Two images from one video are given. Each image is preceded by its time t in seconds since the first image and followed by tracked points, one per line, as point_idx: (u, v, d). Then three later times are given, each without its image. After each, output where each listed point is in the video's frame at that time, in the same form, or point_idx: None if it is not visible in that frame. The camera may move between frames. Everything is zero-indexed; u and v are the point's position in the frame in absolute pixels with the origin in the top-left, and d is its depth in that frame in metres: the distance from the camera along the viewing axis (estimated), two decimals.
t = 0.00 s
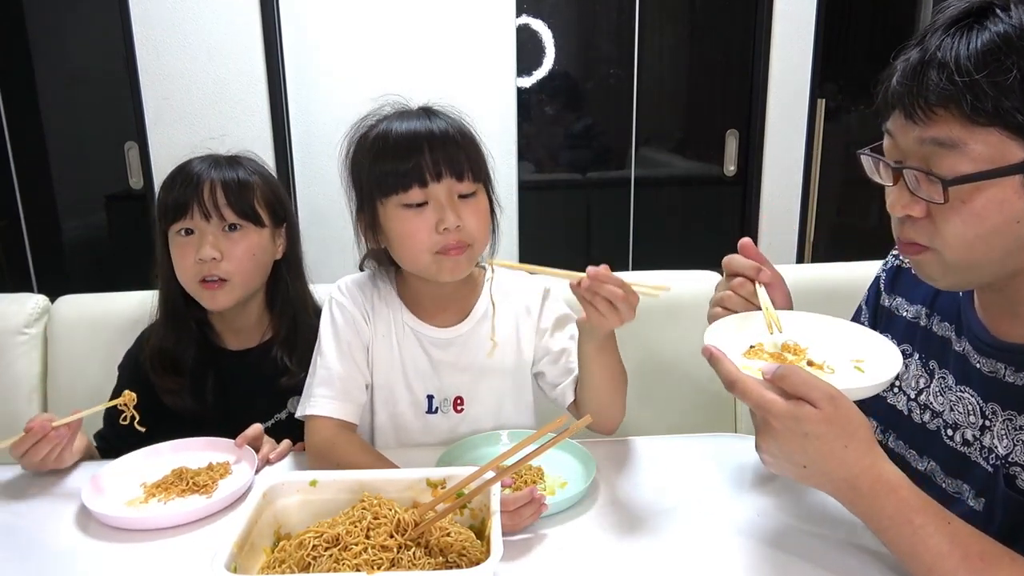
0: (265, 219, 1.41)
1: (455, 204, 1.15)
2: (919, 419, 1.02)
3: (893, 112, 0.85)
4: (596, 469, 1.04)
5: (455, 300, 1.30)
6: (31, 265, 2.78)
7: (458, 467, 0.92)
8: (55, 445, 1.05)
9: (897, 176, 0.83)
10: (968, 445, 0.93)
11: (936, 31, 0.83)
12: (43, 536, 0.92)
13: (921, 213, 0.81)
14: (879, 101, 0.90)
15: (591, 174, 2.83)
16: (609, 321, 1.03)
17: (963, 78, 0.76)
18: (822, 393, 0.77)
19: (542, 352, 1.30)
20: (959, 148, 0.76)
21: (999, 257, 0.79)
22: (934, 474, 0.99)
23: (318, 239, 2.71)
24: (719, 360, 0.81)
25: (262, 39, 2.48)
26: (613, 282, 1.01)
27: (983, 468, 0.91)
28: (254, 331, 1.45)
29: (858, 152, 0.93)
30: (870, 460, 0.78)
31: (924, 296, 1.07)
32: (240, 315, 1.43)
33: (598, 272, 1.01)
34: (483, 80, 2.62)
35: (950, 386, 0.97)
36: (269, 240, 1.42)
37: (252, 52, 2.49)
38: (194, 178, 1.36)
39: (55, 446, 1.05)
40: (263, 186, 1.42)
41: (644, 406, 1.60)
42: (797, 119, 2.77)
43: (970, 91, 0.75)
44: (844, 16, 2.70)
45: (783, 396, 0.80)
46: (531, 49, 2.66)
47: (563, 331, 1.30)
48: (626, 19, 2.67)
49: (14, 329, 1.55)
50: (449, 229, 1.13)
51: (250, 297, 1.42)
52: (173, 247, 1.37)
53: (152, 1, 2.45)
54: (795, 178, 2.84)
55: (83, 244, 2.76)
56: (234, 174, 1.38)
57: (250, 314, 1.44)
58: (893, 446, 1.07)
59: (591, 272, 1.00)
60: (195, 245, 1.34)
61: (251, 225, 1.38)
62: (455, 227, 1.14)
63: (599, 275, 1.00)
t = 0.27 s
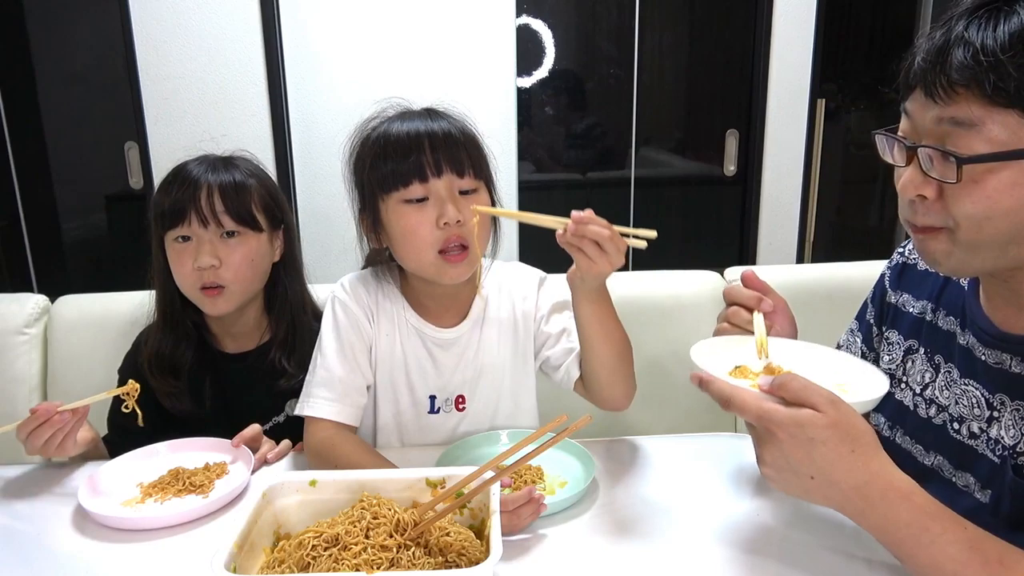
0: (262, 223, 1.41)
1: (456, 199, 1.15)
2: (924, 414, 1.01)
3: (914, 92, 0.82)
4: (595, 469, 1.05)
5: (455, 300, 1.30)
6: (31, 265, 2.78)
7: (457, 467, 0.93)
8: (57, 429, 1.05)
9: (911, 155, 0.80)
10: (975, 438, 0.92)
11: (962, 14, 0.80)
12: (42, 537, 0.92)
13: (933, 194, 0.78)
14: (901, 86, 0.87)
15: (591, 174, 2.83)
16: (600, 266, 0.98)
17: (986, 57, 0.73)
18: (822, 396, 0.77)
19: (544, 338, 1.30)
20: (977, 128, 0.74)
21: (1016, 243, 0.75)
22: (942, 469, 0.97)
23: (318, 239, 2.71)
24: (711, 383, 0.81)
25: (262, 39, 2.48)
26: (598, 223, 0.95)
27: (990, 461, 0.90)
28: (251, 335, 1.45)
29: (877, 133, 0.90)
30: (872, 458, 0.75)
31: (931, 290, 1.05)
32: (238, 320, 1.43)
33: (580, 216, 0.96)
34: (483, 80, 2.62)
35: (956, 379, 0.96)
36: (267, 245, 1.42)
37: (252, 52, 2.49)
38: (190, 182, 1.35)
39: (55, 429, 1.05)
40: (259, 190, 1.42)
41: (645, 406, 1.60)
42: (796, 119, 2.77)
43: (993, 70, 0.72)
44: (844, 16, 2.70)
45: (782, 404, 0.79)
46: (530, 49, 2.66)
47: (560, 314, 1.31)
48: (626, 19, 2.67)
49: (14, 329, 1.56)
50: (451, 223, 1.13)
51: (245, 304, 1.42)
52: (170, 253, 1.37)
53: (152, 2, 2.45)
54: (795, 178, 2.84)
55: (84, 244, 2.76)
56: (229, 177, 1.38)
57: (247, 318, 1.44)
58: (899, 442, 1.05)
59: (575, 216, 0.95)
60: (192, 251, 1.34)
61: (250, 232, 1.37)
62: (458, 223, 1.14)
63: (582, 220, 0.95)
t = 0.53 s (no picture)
0: (244, 235, 1.36)
1: (453, 189, 1.15)
2: (931, 414, 1.00)
3: (919, 94, 0.83)
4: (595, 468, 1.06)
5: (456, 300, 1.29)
6: (31, 265, 2.78)
7: (456, 467, 0.92)
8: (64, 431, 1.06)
9: (919, 157, 0.80)
10: (981, 436, 0.93)
11: (963, 15, 0.81)
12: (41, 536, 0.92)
13: (943, 193, 0.78)
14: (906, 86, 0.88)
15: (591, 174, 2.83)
16: (590, 214, 1.02)
17: (992, 57, 0.74)
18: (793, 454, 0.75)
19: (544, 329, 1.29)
20: (986, 127, 0.74)
21: None
22: (951, 468, 0.97)
23: (318, 239, 2.71)
24: (686, 464, 0.76)
25: (262, 39, 2.48)
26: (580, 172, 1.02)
27: (998, 457, 0.90)
28: (247, 339, 1.44)
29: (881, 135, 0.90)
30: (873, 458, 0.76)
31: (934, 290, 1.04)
32: (234, 326, 1.42)
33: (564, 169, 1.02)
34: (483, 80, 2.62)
35: (961, 378, 0.96)
36: (251, 258, 1.38)
37: (252, 52, 2.49)
38: (171, 197, 1.32)
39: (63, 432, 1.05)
40: (241, 200, 1.37)
41: (645, 406, 1.60)
42: (796, 120, 2.77)
43: (1000, 70, 0.73)
44: (844, 16, 2.70)
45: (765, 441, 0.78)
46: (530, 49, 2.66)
47: (557, 300, 1.30)
48: (626, 19, 2.67)
49: (14, 330, 1.56)
50: (446, 210, 1.13)
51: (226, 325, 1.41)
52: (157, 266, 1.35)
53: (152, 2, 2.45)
54: (795, 178, 2.84)
55: (83, 244, 2.76)
56: (210, 189, 1.34)
57: (244, 323, 1.42)
58: (908, 443, 1.04)
59: (560, 167, 1.01)
60: (173, 266, 1.31)
61: (229, 247, 1.33)
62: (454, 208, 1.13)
63: (568, 169, 1.01)
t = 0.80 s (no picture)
0: (244, 250, 1.35)
1: (450, 175, 1.16)
2: (934, 413, 1.00)
3: (929, 85, 0.84)
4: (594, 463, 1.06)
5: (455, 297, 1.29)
6: (31, 265, 2.78)
7: (457, 467, 0.92)
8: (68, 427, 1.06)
9: (927, 148, 0.81)
10: (985, 436, 0.93)
11: (975, 7, 0.82)
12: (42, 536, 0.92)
13: (950, 185, 0.79)
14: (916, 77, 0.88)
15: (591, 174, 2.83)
16: (576, 192, 1.06)
17: (1005, 47, 0.75)
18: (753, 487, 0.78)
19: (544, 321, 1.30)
20: (996, 117, 0.75)
21: None
22: (953, 467, 0.97)
23: (318, 239, 2.71)
24: (643, 508, 0.80)
25: (262, 39, 2.48)
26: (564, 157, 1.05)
27: (1001, 458, 0.91)
28: (245, 351, 1.43)
29: (888, 129, 0.91)
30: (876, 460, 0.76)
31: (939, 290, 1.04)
32: (232, 338, 1.41)
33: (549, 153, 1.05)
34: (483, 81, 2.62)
35: (964, 377, 0.96)
36: (249, 272, 1.36)
37: (252, 51, 2.49)
38: (170, 212, 1.29)
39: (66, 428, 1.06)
40: (241, 213, 1.35)
41: (645, 406, 1.60)
42: (796, 120, 2.77)
43: (1013, 60, 0.74)
44: (844, 16, 2.70)
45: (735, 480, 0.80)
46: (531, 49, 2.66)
47: (556, 292, 1.32)
48: (626, 19, 2.67)
49: (15, 330, 1.56)
50: (441, 190, 1.14)
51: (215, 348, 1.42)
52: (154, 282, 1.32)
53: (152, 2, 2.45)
54: (795, 178, 2.84)
55: (83, 244, 2.76)
56: (210, 204, 1.31)
57: (244, 333, 1.42)
58: (911, 442, 1.04)
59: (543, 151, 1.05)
60: (171, 284, 1.28)
61: (229, 262, 1.31)
62: (447, 189, 1.14)
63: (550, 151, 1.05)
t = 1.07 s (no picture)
0: (235, 269, 1.29)
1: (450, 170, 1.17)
2: (933, 411, 1.00)
3: (928, 86, 0.84)
4: (593, 459, 1.07)
5: (456, 295, 1.29)
6: (31, 265, 2.78)
7: (456, 467, 0.92)
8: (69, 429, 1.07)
9: (925, 150, 0.81)
10: (984, 435, 0.93)
11: (975, 8, 0.81)
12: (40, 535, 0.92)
13: (948, 187, 0.79)
14: (915, 77, 0.88)
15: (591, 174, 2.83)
16: (571, 193, 1.07)
17: (1003, 49, 0.75)
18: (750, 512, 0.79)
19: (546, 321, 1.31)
20: (994, 119, 0.76)
21: None
22: (948, 466, 0.98)
23: (318, 239, 2.71)
24: (647, 524, 0.78)
25: (262, 40, 2.48)
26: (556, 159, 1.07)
27: (999, 459, 0.91)
28: (241, 362, 1.41)
29: (888, 130, 0.91)
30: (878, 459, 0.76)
31: (943, 287, 1.04)
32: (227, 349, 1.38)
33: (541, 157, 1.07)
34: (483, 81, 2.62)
35: (966, 376, 0.95)
36: (241, 293, 1.30)
37: (252, 51, 2.49)
38: (155, 232, 1.24)
39: (68, 430, 1.06)
40: (228, 229, 1.29)
41: (645, 406, 1.60)
42: (796, 120, 2.78)
43: (1011, 62, 0.74)
44: (844, 16, 2.70)
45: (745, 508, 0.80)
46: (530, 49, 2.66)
47: (557, 291, 1.33)
48: (626, 19, 2.67)
49: (15, 330, 1.56)
50: (441, 181, 1.14)
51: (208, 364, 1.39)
52: (144, 306, 1.27)
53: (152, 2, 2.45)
54: (795, 178, 2.84)
55: (83, 244, 2.76)
56: (196, 221, 1.26)
57: (240, 345, 1.39)
58: (908, 439, 1.04)
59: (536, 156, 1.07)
60: (161, 308, 1.24)
61: (220, 286, 1.26)
62: (448, 180, 1.14)
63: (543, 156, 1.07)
